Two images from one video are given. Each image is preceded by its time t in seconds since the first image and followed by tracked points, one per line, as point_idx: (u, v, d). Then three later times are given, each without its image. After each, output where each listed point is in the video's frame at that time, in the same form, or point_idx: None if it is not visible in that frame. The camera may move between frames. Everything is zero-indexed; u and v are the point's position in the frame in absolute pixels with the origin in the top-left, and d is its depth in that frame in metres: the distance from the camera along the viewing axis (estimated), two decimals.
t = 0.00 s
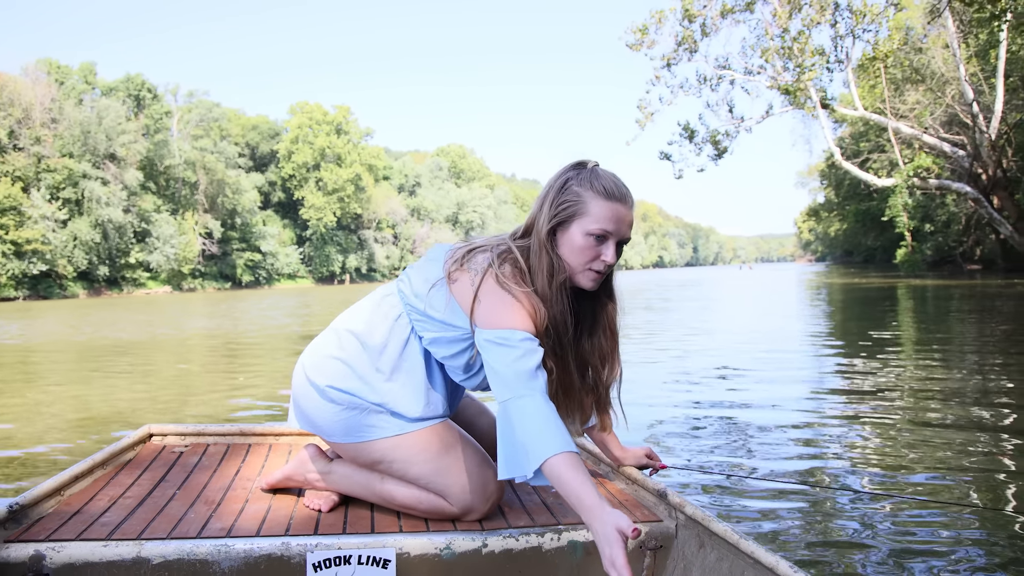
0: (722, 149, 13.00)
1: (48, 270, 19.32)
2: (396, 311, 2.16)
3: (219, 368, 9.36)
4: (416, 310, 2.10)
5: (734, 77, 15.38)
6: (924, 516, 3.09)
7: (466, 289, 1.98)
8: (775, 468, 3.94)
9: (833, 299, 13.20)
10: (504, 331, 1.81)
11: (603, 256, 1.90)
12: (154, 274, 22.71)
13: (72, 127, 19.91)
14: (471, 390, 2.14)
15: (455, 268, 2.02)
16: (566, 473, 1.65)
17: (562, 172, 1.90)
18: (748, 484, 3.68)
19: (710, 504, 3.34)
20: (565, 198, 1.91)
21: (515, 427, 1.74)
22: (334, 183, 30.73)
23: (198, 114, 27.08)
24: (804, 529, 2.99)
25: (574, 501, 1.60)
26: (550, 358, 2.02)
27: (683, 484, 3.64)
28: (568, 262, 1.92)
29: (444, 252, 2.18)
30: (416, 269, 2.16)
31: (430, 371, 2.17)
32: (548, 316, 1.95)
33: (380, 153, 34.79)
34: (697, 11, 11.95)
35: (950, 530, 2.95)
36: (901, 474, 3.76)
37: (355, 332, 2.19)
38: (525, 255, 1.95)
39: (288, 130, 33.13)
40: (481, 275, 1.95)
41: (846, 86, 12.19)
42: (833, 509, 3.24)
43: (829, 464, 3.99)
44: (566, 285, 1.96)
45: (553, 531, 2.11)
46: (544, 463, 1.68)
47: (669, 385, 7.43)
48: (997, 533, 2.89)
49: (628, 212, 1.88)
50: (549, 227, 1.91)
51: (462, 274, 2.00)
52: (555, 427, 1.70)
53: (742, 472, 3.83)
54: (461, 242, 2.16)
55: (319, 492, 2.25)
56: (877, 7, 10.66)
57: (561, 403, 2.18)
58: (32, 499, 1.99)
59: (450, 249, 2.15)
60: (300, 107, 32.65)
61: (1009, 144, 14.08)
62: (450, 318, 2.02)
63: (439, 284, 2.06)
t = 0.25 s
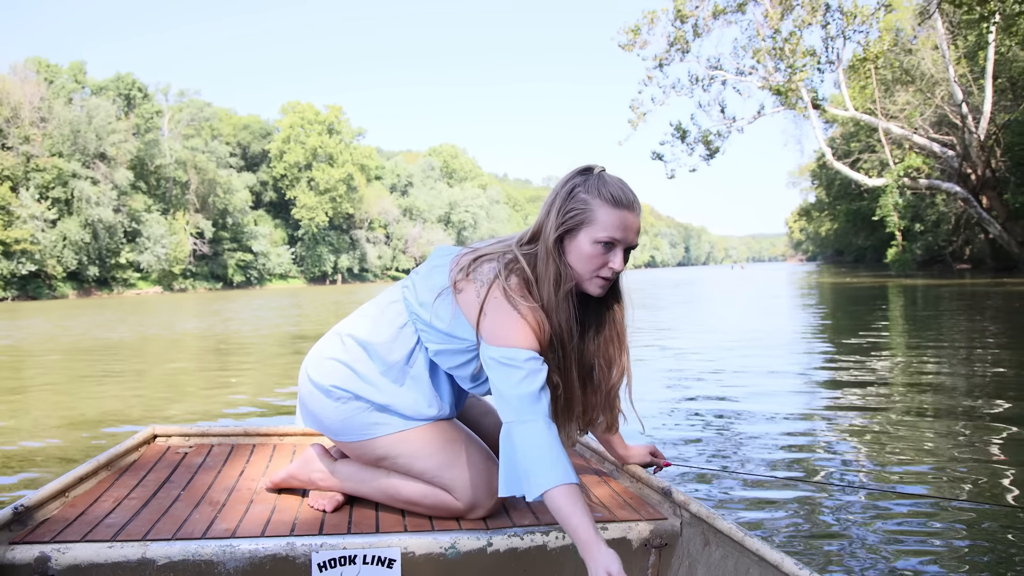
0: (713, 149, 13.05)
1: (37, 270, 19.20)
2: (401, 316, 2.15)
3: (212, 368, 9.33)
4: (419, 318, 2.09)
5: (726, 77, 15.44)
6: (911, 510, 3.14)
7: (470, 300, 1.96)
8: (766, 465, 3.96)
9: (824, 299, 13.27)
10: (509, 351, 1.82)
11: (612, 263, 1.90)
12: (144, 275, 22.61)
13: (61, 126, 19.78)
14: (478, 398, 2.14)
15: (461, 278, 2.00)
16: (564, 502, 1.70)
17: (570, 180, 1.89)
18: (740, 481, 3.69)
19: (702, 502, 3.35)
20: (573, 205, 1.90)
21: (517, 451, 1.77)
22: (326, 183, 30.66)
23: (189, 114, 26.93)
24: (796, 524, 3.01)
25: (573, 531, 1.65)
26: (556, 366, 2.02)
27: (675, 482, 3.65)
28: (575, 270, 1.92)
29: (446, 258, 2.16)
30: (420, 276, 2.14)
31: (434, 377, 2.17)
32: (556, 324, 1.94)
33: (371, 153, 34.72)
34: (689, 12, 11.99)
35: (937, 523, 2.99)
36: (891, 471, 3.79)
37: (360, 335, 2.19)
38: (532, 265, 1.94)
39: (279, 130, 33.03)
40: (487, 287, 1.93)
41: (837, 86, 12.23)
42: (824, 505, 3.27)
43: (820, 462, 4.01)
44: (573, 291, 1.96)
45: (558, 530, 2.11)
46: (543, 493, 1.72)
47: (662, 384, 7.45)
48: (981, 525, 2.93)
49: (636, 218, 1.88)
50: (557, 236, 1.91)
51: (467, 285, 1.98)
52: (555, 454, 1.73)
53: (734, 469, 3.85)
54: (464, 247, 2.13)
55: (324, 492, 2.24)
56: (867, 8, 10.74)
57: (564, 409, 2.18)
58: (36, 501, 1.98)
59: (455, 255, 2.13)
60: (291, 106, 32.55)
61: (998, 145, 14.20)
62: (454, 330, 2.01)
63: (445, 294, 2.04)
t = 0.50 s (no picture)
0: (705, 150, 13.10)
1: (25, 270, 19.07)
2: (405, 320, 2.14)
3: (204, 368, 9.30)
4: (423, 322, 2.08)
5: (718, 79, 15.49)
6: (898, 503, 3.17)
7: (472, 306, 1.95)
8: (758, 462, 3.98)
9: (815, 300, 13.35)
10: (503, 366, 1.83)
11: (612, 267, 1.87)
12: (134, 275, 22.50)
13: (50, 124, 19.63)
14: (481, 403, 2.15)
15: (461, 283, 1.97)
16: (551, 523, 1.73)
17: (571, 183, 1.86)
18: (732, 478, 3.71)
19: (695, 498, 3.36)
20: (573, 210, 1.87)
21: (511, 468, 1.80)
22: (318, 183, 30.58)
23: (179, 113, 26.73)
24: (787, 518, 3.03)
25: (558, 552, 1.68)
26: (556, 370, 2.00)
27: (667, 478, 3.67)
28: (575, 275, 1.89)
29: (446, 261, 2.13)
30: (423, 279, 2.13)
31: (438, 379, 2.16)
32: (556, 330, 1.92)
33: (363, 153, 34.64)
34: (681, 14, 12.03)
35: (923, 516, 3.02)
36: (881, 465, 3.83)
37: (364, 337, 2.19)
38: (532, 268, 1.91)
39: (270, 130, 32.92)
40: (488, 293, 1.90)
41: (828, 89, 12.29)
42: (814, 499, 3.30)
43: (810, 458, 4.04)
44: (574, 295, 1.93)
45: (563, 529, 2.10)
46: (531, 511, 1.75)
47: (654, 385, 7.48)
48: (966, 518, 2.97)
49: (637, 222, 1.85)
50: (557, 240, 1.87)
51: (468, 291, 1.95)
52: (547, 475, 1.76)
53: (725, 466, 3.87)
54: (463, 251, 2.10)
55: (330, 492, 2.24)
56: (857, 12, 10.80)
57: (564, 413, 2.16)
58: (42, 503, 1.97)
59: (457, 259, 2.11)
60: (282, 106, 32.45)
61: (987, 148, 14.33)
62: (453, 336, 2.00)
63: (445, 298, 2.02)
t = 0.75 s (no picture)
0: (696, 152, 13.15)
1: (12, 268, 18.93)
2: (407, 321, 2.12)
3: (193, 367, 9.26)
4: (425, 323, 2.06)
5: (710, 81, 15.58)
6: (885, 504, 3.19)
7: (473, 307, 1.93)
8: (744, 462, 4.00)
9: (804, 302, 13.43)
10: (505, 359, 1.81)
11: (614, 269, 1.86)
12: (122, 273, 22.37)
13: (37, 120, 19.49)
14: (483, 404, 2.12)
15: (463, 283, 1.96)
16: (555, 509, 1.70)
17: (573, 185, 1.85)
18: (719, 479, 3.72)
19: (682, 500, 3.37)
20: (575, 211, 1.87)
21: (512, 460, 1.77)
22: (308, 182, 30.47)
23: (169, 110, 26.41)
24: (776, 519, 3.05)
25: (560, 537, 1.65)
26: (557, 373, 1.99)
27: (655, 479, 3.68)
28: (578, 277, 1.88)
29: (450, 262, 2.12)
30: (426, 280, 2.11)
31: (440, 381, 2.13)
32: (559, 332, 1.90)
33: (354, 152, 34.55)
34: (674, 16, 12.07)
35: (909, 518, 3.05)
36: (869, 466, 3.85)
37: (367, 339, 2.17)
38: (534, 270, 1.90)
39: (261, 128, 32.81)
40: (489, 293, 1.90)
41: (819, 92, 12.34)
42: (801, 500, 3.31)
43: (796, 459, 4.06)
44: (575, 297, 1.92)
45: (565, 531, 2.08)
46: (536, 501, 1.72)
47: (644, 385, 7.50)
48: (951, 520, 2.99)
49: (639, 225, 1.84)
50: (559, 241, 1.87)
51: (471, 291, 1.94)
52: (550, 464, 1.73)
53: (712, 467, 3.88)
54: (466, 252, 2.10)
55: (332, 493, 2.22)
56: (848, 16, 10.87)
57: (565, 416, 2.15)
58: (45, 503, 1.96)
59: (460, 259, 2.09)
60: (272, 105, 32.35)
61: (974, 152, 14.46)
62: (456, 336, 1.98)
63: (447, 299, 2.00)
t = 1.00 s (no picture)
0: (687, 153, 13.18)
1: None
2: (410, 319, 2.11)
3: (183, 368, 9.22)
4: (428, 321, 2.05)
5: (701, 82, 15.62)
6: (872, 502, 3.19)
7: (477, 302, 1.91)
8: (735, 461, 3.99)
9: (794, 302, 13.48)
10: (513, 337, 1.77)
11: (615, 268, 1.85)
12: (110, 273, 22.22)
13: (24, 119, 19.33)
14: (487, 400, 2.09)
15: (465, 281, 1.95)
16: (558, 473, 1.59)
17: (574, 183, 1.83)
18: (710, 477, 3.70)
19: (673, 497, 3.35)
20: (576, 210, 1.85)
21: (516, 426, 1.67)
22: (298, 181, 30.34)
23: (158, 109, 25.96)
24: (766, 516, 3.04)
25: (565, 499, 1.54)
26: (560, 371, 1.97)
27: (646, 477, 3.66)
28: (579, 274, 1.87)
29: (452, 261, 2.11)
30: (430, 278, 2.10)
31: (443, 379, 2.12)
32: (561, 329, 1.89)
33: (344, 152, 34.44)
34: (665, 17, 12.10)
35: (896, 514, 3.04)
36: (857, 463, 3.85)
37: (370, 338, 2.16)
38: (535, 266, 1.89)
39: (250, 128, 32.67)
40: (490, 289, 1.88)
41: (810, 93, 12.38)
42: (794, 498, 3.29)
43: (787, 457, 4.05)
44: (577, 295, 1.90)
45: (566, 533, 2.06)
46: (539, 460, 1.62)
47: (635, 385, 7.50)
48: (938, 517, 2.98)
49: (640, 224, 1.82)
50: (559, 239, 1.86)
51: (472, 286, 1.93)
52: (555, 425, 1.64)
53: (703, 465, 3.87)
54: (469, 250, 2.08)
55: (333, 493, 2.21)
56: (839, 18, 10.92)
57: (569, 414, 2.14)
58: (45, 502, 1.95)
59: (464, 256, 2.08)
60: (263, 104, 32.23)
61: (962, 153, 14.55)
62: (460, 330, 1.96)
63: (450, 298, 1.99)
